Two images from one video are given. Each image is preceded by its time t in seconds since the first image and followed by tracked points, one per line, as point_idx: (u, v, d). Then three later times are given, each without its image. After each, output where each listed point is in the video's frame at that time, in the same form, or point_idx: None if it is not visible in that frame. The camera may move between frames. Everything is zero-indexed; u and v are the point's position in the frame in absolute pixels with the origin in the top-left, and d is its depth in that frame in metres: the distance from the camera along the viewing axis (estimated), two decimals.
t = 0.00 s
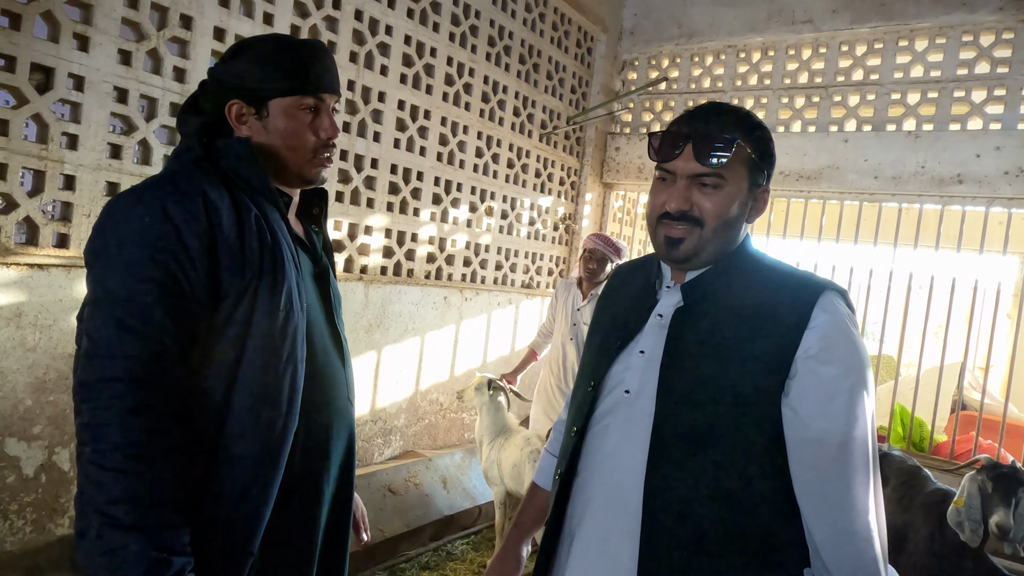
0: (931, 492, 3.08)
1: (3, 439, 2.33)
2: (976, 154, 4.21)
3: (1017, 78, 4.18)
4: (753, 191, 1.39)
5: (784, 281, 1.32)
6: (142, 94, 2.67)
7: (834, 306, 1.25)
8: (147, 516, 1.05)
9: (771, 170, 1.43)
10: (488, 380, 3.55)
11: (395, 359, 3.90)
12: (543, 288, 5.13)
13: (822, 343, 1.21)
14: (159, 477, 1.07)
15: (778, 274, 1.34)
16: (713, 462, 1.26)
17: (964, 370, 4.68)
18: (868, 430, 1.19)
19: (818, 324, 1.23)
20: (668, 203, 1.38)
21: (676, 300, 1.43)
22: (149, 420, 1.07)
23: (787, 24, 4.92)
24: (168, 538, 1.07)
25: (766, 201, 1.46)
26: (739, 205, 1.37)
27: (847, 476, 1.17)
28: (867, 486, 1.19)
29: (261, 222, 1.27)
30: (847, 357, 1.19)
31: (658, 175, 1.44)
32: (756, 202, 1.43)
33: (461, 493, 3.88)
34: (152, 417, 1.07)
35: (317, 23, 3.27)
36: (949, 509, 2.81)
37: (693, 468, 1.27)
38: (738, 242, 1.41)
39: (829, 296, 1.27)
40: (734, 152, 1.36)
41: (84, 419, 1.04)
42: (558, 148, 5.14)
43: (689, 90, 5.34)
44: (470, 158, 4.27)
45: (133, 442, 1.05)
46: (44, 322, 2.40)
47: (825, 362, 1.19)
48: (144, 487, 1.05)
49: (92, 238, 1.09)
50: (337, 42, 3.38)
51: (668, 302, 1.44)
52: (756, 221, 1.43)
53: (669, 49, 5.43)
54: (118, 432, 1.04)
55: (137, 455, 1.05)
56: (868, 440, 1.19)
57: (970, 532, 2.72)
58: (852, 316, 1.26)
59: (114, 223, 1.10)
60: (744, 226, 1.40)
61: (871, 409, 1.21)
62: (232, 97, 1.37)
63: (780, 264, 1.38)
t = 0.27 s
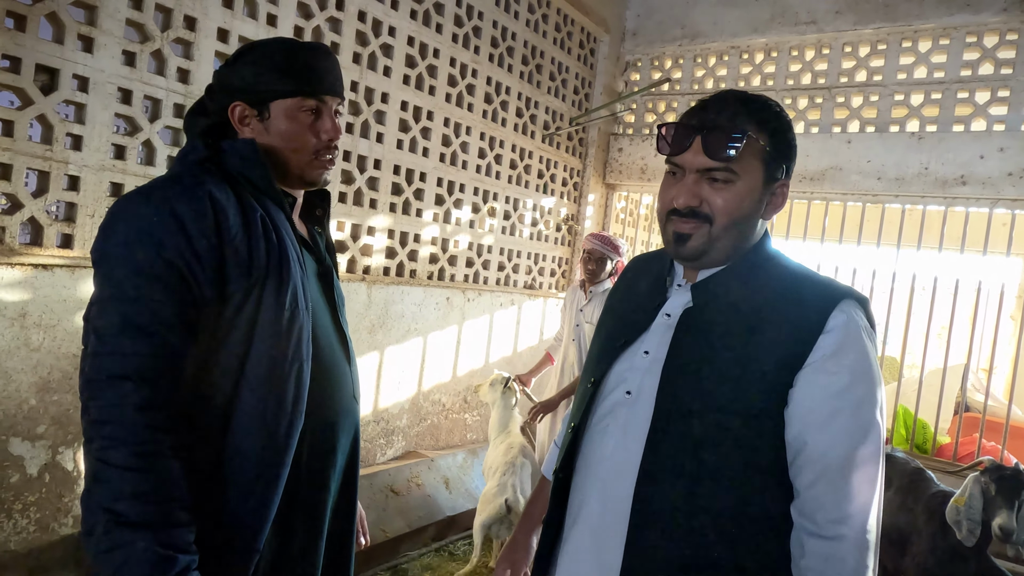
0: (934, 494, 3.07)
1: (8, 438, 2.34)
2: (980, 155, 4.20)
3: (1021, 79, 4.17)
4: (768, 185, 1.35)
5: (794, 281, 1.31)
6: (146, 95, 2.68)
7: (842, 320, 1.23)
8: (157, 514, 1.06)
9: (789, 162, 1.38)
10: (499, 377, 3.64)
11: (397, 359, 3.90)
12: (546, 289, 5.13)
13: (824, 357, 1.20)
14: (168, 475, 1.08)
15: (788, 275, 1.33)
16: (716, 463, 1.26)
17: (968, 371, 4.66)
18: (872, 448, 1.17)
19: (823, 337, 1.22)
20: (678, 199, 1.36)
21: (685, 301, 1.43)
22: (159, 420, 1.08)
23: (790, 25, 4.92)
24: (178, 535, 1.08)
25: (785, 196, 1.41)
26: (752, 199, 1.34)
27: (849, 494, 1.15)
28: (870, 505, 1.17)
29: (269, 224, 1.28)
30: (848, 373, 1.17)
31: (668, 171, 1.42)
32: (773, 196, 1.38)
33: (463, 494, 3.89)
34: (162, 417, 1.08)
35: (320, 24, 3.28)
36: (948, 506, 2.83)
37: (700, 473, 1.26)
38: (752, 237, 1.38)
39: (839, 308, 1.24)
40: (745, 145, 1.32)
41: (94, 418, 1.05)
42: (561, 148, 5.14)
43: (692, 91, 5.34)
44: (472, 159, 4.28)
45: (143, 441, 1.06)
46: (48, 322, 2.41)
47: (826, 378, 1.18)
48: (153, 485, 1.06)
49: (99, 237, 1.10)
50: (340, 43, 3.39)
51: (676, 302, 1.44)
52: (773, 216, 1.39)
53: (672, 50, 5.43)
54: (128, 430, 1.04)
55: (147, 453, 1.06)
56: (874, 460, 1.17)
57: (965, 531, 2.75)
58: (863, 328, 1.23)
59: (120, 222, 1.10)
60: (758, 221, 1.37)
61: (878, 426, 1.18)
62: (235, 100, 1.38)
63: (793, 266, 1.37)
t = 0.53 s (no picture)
0: (937, 496, 3.05)
1: (12, 437, 2.35)
2: (984, 156, 4.19)
3: None
4: (777, 185, 1.32)
5: (800, 281, 1.28)
6: (150, 96, 2.69)
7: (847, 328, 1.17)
8: (165, 512, 1.06)
9: (801, 159, 1.34)
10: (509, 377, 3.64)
11: (400, 360, 3.91)
12: (548, 290, 5.13)
13: (824, 363, 1.14)
14: (175, 473, 1.08)
15: (795, 274, 1.30)
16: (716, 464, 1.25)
17: (972, 373, 4.65)
18: (868, 465, 1.11)
19: (825, 343, 1.16)
20: (682, 202, 1.34)
21: (689, 306, 1.42)
22: (166, 418, 1.08)
23: (794, 26, 4.92)
24: (189, 531, 1.09)
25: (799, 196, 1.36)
26: (759, 199, 1.30)
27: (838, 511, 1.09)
28: (859, 524, 1.11)
29: (269, 224, 1.29)
30: (847, 381, 1.12)
31: (674, 173, 1.41)
32: (785, 197, 1.35)
33: (466, 494, 3.89)
34: (166, 416, 1.08)
35: (324, 24, 3.28)
36: (947, 502, 2.83)
37: (701, 474, 1.25)
38: (762, 239, 1.34)
39: (844, 315, 1.19)
40: (749, 144, 1.29)
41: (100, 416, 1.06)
42: (563, 149, 5.15)
43: (695, 92, 5.34)
44: (475, 160, 4.28)
45: (150, 440, 1.06)
46: (52, 322, 2.42)
47: (822, 385, 1.12)
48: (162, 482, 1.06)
49: (105, 238, 1.11)
50: (344, 44, 3.40)
51: (680, 306, 1.44)
52: (786, 215, 1.35)
53: (675, 50, 5.43)
54: (133, 426, 1.05)
55: (154, 452, 1.06)
56: (868, 477, 1.11)
57: (962, 528, 2.76)
58: (870, 338, 1.17)
59: (126, 223, 1.11)
60: (768, 222, 1.33)
61: (876, 442, 1.12)
62: (261, 99, 1.37)
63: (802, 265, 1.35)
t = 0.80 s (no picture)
0: (942, 497, 3.03)
1: (16, 436, 2.36)
2: (989, 156, 4.18)
3: None
4: (756, 179, 1.34)
5: (795, 281, 1.28)
6: (154, 95, 2.69)
7: (827, 327, 1.19)
8: (169, 512, 1.06)
9: (783, 154, 1.35)
10: (506, 380, 3.59)
11: (403, 359, 3.91)
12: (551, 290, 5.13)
13: (799, 361, 1.17)
14: (179, 473, 1.08)
15: (791, 274, 1.31)
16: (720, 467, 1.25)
17: (977, 373, 4.63)
18: (843, 463, 1.13)
19: (801, 342, 1.19)
20: (663, 197, 1.37)
21: (672, 301, 1.45)
22: (171, 419, 1.09)
23: (798, 25, 4.91)
24: (192, 532, 1.09)
25: (782, 190, 1.37)
26: (737, 192, 1.32)
27: (811, 508, 1.13)
28: (835, 521, 1.14)
29: (273, 225, 1.29)
30: (822, 382, 1.14)
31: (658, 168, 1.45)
32: (766, 190, 1.36)
33: (468, 494, 3.89)
34: (169, 415, 1.09)
35: (328, 24, 3.29)
36: (959, 512, 2.81)
37: (703, 474, 1.25)
38: (744, 232, 1.36)
39: (827, 314, 1.20)
40: (725, 138, 1.32)
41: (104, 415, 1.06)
42: (567, 149, 5.14)
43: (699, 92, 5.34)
44: (479, 160, 4.28)
45: (154, 441, 1.06)
46: (56, 321, 2.43)
47: (798, 386, 1.15)
48: (165, 483, 1.07)
49: (107, 237, 1.11)
50: (347, 44, 3.40)
51: (664, 301, 1.46)
52: (769, 209, 1.36)
53: (678, 50, 5.43)
54: (136, 427, 1.05)
55: (158, 453, 1.06)
56: (843, 475, 1.13)
57: (977, 537, 2.73)
58: (850, 337, 1.19)
59: (128, 223, 1.11)
60: (749, 216, 1.35)
61: (852, 440, 1.14)
62: (280, 94, 1.38)
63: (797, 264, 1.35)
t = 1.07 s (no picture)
0: (948, 497, 3.02)
1: (22, 434, 2.37)
2: (995, 156, 4.17)
3: None
4: (729, 173, 1.42)
5: (778, 280, 1.35)
6: (160, 95, 2.70)
7: (803, 318, 1.27)
8: (184, 516, 1.07)
9: (755, 153, 1.45)
10: (492, 386, 3.53)
11: (407, 359, 3.91)
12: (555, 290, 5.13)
13: (775, 353, 1.26)
14: (192, 477, 1.09)
15: (773, 274, 1.38)
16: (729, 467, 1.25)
17: (983, 374, 4.61)
18: (826, 446, 1.21)
19: (777, 332, 1.28)
20: (642, 190, 1.46)
21: (654, 295, 1.53)
22: (185, 422, 1.09)
23: (803, 25, 4.90)
24: (206, 535, 1.10)
25: (754, 185, 1.46)
26: (710, 185, 1.41)
27: (798, 490, 1.20)
28: (824, 501, 1.21)
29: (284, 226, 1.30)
30: (800, 369, 1.22)
31: (638, 164, 1.54)
32: (739, 185, 1.44)
33: (472, 493, 3.89)
34: (178, 414, 1.09)
35: (332, 24, 3.30)
36: (968, 516, 2.82)
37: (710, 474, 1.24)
38: (719, 226, 1.45)
39: (802, 307, 1.29)
40: (699, 134, 1.42)
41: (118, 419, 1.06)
42: (571, 149, 5.14)
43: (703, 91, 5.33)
44: (483, 159, 4.28)
45: (168, 445, 1.07)
46: (63, 319, 2.44)
47: (777, 375, 1.24)
48: (180, 487, 1.07)
49: (118, 239, 1.10)
50: (352, 43, 3.41)
51: (647, 295, 1.55)
52: (742, 204, 1.45)
53: (683, 50, 5.42)
54: (149, 429, 1.05)
55: (168, 454, 1.07)
56: (828, 457, 1.21)
57: (985, 540, 2.73)
58: (825, 327, 1.27)
59: (140, 224, 1.10)
60: (724, 210, 1.44)
61: (833, 423, 1.22)
62: (330, 101, 1.43)
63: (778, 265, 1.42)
